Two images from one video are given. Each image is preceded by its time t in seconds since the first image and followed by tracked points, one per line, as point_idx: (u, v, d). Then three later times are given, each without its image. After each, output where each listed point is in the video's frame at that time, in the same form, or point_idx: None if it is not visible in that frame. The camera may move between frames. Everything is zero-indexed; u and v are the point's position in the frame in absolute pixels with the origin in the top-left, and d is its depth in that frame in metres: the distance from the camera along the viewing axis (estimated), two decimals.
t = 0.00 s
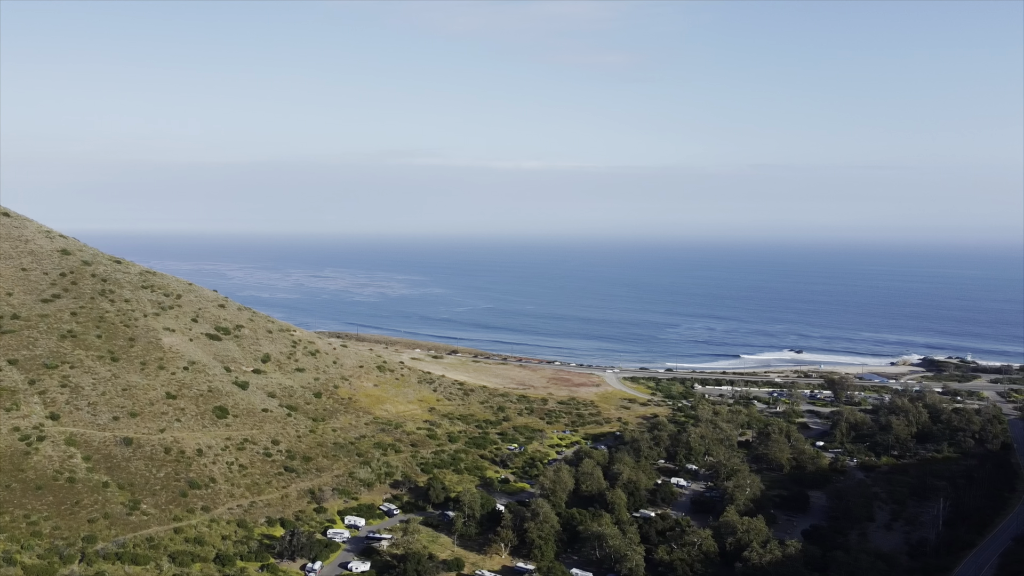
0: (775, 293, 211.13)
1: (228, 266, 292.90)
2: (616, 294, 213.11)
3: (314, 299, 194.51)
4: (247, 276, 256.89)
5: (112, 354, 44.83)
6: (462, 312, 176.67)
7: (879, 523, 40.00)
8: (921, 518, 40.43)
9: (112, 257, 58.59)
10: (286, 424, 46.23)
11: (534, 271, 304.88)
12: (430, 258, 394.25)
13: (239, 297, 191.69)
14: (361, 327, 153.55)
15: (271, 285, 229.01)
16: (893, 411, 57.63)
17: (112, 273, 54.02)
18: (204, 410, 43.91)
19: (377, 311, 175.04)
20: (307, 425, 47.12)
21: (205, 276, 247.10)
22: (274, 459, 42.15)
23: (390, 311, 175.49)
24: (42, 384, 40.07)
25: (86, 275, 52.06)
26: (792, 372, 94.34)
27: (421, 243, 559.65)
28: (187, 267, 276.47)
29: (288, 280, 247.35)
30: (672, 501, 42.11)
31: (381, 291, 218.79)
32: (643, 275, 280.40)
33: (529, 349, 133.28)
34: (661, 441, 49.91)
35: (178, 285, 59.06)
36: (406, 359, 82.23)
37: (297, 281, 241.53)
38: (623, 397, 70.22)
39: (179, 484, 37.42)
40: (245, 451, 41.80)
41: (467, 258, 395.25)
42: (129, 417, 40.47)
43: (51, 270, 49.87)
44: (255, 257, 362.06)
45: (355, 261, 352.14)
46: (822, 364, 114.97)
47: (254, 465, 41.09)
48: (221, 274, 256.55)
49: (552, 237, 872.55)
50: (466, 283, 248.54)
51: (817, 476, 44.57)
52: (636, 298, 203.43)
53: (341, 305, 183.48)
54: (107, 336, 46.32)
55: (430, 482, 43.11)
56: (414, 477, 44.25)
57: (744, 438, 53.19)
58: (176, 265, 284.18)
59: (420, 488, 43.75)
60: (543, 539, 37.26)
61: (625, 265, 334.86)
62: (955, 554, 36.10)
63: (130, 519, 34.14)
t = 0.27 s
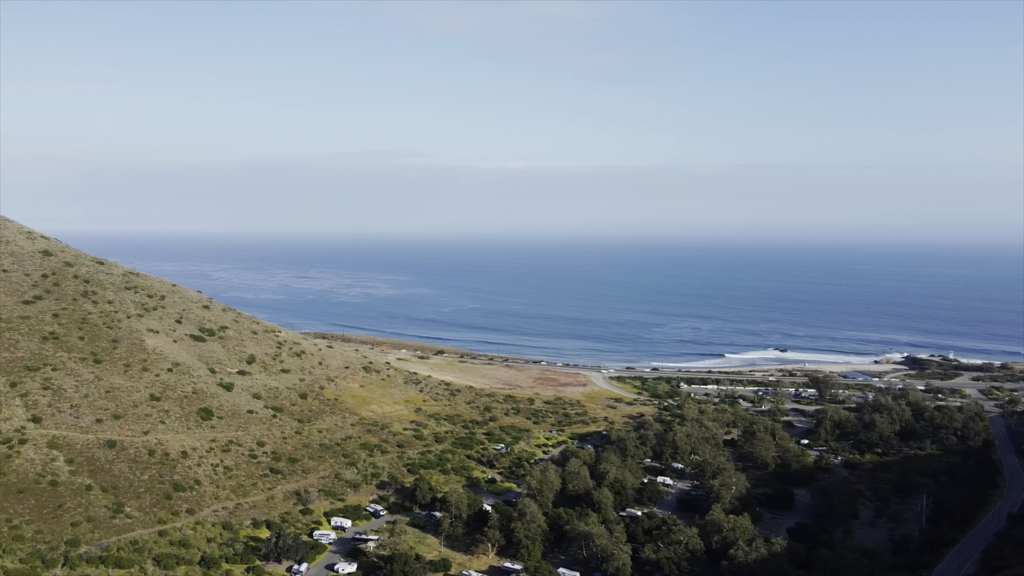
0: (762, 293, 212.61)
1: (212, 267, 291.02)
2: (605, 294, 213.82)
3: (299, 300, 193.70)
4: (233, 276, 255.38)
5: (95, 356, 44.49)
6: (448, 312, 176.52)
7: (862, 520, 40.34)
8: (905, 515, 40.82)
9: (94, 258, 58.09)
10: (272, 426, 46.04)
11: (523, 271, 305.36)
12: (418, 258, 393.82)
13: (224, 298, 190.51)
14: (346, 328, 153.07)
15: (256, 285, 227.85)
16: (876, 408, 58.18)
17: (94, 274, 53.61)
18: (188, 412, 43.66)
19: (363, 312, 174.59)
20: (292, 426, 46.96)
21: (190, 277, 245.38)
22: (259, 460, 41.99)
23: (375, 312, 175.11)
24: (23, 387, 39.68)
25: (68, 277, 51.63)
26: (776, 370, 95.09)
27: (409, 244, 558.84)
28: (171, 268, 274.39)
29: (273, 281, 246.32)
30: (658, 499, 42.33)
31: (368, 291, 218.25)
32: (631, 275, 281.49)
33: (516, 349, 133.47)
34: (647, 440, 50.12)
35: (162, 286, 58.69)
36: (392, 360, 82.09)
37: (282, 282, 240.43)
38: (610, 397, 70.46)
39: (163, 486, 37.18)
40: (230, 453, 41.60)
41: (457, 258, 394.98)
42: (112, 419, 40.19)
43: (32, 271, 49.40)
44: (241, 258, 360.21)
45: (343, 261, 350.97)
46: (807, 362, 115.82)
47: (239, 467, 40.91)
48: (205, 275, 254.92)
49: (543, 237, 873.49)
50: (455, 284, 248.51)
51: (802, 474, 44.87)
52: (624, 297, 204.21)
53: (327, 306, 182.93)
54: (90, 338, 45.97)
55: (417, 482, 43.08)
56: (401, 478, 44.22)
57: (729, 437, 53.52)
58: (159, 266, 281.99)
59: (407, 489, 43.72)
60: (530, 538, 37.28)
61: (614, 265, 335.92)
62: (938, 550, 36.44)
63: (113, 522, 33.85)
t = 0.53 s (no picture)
0: (750, 292, 213.99)
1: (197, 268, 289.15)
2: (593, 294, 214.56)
3: (285, 300, 192.91)
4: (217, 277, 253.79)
5: (77, 357, 44.13)
6: (435, 312, 176.42)
7: (847, 517, 40.65)
8: (888, 512, 41.18)
9: (76, 259, 57.57)
10: (257, 427, 45.86)
11: (511, 271, 305.83)
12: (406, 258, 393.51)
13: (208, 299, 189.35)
14: (332, 328, 152.64)
15: (241, 286, 226.69)
16: (860, 406, 58.69)
17: (77, 275, 53.17)
18: (172, 413, 43.42)
19: (349, 312, 174.16)
20: (278, 427, 46.82)
21: (174, 278, 243.18)
22: (245, 462, 41.81)
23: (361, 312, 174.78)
24: (4, 389, 39.25)
25: (50, 278, 51.20)
26: (761, 369, 95.82)
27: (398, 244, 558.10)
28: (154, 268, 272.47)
29: (257, 281, 245.15)
30: (644, 498, 42.52)
31: (354, 292, 217.74)
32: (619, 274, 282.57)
33: (503, 348, 133.64)
34: (633, 439, 50.32)
35: (145, 287, 58.30)
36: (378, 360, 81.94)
37: (267, 282, 239.45)
38: (596, 397, 70.71)
39: (147, 489, 36.91)
40: (214, 455, 41.40)
41: (445, 258, 394.95)
42: (95, 421, 39.86)
43: (13, 272, 48.92)
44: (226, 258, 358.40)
45: (330, 262, 349.48)
46: (792, 361, 116.71)
47: (224, 468, 40.72)
48: (189, 275, 253.38)
49: (534, 237, 874.55)
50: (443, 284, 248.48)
51: (787, 472, 45.19)
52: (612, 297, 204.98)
53: (313, 306, 182.35)
54: (72, 339, 45.59)
55: (403, 483, 43.05)
56: (387, 478, 44.20)
57: (714, 436, 53.84)
58: (143, 266, 279.90)
59: (393, 489, 43.68)
60: (516, 538, 37.28)
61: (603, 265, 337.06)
62: (922, 547, 36.76)
63: (97, 525, 33.52)
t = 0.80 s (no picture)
0: (737, 292, 215.30)
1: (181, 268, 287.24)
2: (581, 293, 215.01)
3: (271, 301, 191.99)
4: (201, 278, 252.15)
5: (59, 359, 43.78)
6: (422, 312, 176.20)
7: (831, 515, 40.98)
8: (872, 509, 41.55)
9: (58, 259, 57.04)
10: (241, 428, 45.66)
11: (500, 271, 306.08)
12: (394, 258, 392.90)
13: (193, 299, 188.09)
14: (317, 329, 152.06)
15: (226, 287, 225.30)
16: (844, 405, 59.20)
17: (58, 276, 52.68)
18: (156, 415, 43.18)
19: (335, 312, 173.63)
20: (263, 428, 46.65)
21: (158, 279, 240.60)
22: (229, 463, 41.64)
23: (347, 312, 174.32)
24: None
25: (32, 278, 50.79)
26: (746, 368, 96.46)
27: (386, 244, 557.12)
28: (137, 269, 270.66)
29: (242, 282, 243.82)
30: (630, 497, 42.74)
31: (340, 292, 217.11)
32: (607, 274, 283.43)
33: (490, 348, 133.68)
34: (619, 439, 50.54)
35: (128, 287, 57.90)
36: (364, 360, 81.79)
37: (252, 283, 238.25)
38: (582, 396, 70.93)
39: (131, 491, 36.64)
40: (199, 456, 41.17)
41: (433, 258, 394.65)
42: (78, 423, 39.56)
43: None
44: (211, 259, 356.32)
45: (318, 262, 347.91)
46: (778, 360, 117.44)
47: (208, 470, 40.52)
48: (172, 276, 251.64)
49: (524, 238, 876.04)
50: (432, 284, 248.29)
51: (771, 471, 45.55)
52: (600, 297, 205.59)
53: (298, 307, 181.58)
54: (54, 340, 45.21)
55: (389, 483, 43.00)
56: (373, 479, 44.17)
57: (700, 435, 54.15)
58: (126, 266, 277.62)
59: (379, 490, 43.64)
60: (503, 538, 37.30)
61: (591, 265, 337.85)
62: (906, 544, 37.06)
63: (79, 527, 33.23)
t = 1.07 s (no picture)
0: (724, 291, 216.69)
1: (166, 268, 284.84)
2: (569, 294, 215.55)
3: (256, 301, 190.94)
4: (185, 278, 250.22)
5: (41, 360, 43.40)
6: (409, 313, 175.85)
7: (815, 513, 41.30)
8: (856, 507, 41.90)
9: (39, 260, 56.50)
10: (226, 429, 45.48)
11: (489, 271, 306.23)
12: (383, 258, 392.09)
13: (177, 300, 186.65)
14: (303, 330, 151.39)
15: (210, 287, 223.82)
16: (828, 404, 59.70)
17: (40, 276, 52.22)
18: (140, 416, 42.91)
19: (321, 313, 172.96)
20: (248, 429, 46.47)
21: (141, 279, 238.43)
22: (214, 464, 41.46)
23: (333, 313, 173.69)
24: None
25: (13, 279, 50.29)
26: (732, 367, 97.09)
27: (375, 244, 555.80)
28: (121, 270, 268.20)
29: (227, 282, 242.12)
30: (617, 496, 42.91)
31: (327, 292, 216.35)
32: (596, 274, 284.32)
33: (478, 349, 133.72)
34: (605, 438, 50.74)
35: (111, 287, 57.47)
36: (350, 360, 81.54)
37: (238, 283, 236.89)
38: (568, 396, 71.13)
39: (114, 493, 36.37)
40: (183, 458, 40.97)
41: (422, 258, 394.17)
42: (60, 425, 39.24)
43: None
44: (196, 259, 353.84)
45: (305, 262, 346.70)
46: (763, 360, 118.24)
47: (193, 471, 40.33)
48: (156, 276, 249.40)
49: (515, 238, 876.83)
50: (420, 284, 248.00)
51: (756, 469, 45.94)
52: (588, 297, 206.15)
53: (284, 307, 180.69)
54: (36, 341, 44.80)
55: (376, 484, 42.96)
56: (359, 479, 44.12)
57: (686, 434, 54.43)
58: (109, 267, 274.77)
59: (366, 491, 43.59)
60: (490, 538, 37.30)
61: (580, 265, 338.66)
62: (888, 541, 37.41)
63: (62, 530, 32.93)
